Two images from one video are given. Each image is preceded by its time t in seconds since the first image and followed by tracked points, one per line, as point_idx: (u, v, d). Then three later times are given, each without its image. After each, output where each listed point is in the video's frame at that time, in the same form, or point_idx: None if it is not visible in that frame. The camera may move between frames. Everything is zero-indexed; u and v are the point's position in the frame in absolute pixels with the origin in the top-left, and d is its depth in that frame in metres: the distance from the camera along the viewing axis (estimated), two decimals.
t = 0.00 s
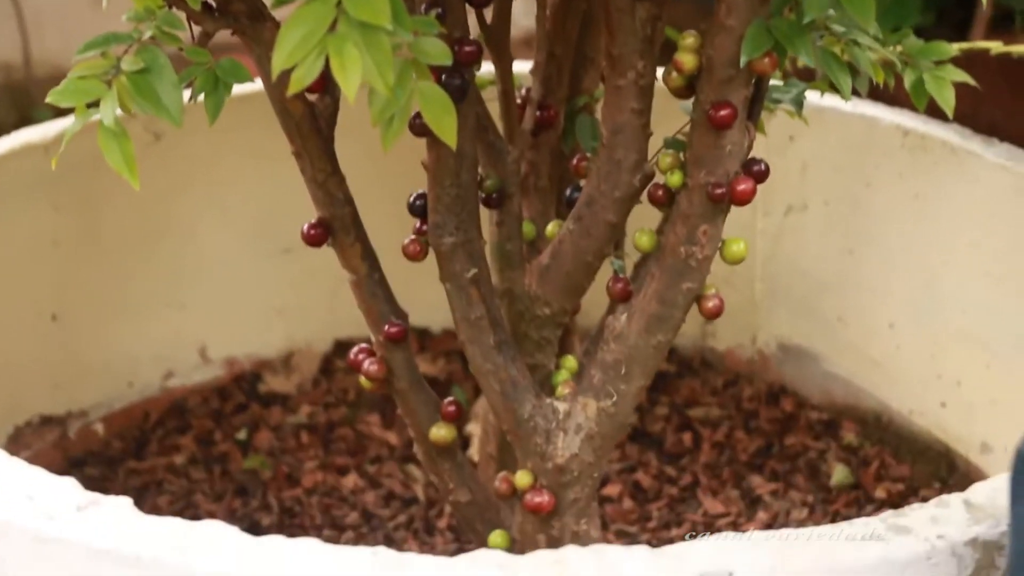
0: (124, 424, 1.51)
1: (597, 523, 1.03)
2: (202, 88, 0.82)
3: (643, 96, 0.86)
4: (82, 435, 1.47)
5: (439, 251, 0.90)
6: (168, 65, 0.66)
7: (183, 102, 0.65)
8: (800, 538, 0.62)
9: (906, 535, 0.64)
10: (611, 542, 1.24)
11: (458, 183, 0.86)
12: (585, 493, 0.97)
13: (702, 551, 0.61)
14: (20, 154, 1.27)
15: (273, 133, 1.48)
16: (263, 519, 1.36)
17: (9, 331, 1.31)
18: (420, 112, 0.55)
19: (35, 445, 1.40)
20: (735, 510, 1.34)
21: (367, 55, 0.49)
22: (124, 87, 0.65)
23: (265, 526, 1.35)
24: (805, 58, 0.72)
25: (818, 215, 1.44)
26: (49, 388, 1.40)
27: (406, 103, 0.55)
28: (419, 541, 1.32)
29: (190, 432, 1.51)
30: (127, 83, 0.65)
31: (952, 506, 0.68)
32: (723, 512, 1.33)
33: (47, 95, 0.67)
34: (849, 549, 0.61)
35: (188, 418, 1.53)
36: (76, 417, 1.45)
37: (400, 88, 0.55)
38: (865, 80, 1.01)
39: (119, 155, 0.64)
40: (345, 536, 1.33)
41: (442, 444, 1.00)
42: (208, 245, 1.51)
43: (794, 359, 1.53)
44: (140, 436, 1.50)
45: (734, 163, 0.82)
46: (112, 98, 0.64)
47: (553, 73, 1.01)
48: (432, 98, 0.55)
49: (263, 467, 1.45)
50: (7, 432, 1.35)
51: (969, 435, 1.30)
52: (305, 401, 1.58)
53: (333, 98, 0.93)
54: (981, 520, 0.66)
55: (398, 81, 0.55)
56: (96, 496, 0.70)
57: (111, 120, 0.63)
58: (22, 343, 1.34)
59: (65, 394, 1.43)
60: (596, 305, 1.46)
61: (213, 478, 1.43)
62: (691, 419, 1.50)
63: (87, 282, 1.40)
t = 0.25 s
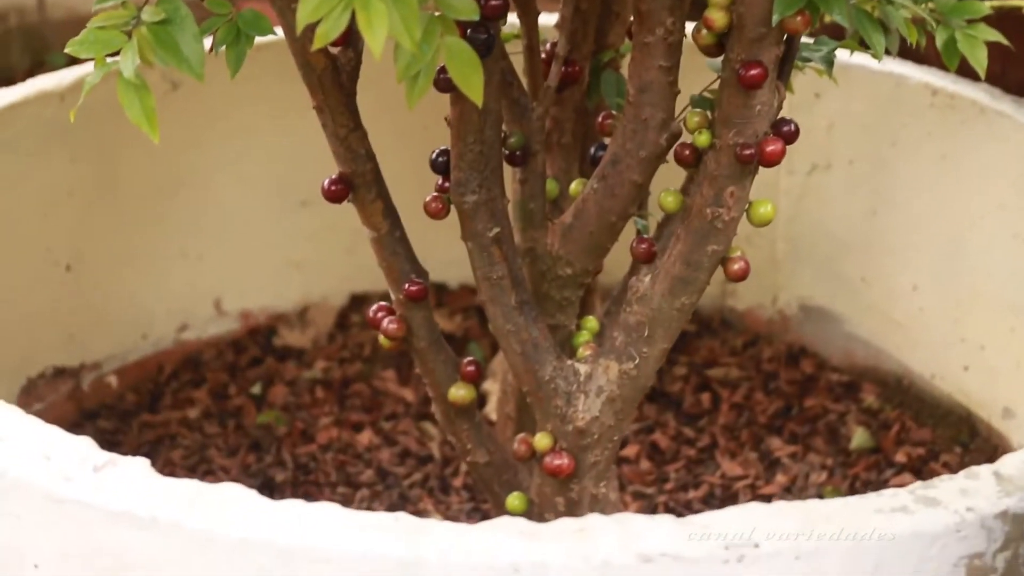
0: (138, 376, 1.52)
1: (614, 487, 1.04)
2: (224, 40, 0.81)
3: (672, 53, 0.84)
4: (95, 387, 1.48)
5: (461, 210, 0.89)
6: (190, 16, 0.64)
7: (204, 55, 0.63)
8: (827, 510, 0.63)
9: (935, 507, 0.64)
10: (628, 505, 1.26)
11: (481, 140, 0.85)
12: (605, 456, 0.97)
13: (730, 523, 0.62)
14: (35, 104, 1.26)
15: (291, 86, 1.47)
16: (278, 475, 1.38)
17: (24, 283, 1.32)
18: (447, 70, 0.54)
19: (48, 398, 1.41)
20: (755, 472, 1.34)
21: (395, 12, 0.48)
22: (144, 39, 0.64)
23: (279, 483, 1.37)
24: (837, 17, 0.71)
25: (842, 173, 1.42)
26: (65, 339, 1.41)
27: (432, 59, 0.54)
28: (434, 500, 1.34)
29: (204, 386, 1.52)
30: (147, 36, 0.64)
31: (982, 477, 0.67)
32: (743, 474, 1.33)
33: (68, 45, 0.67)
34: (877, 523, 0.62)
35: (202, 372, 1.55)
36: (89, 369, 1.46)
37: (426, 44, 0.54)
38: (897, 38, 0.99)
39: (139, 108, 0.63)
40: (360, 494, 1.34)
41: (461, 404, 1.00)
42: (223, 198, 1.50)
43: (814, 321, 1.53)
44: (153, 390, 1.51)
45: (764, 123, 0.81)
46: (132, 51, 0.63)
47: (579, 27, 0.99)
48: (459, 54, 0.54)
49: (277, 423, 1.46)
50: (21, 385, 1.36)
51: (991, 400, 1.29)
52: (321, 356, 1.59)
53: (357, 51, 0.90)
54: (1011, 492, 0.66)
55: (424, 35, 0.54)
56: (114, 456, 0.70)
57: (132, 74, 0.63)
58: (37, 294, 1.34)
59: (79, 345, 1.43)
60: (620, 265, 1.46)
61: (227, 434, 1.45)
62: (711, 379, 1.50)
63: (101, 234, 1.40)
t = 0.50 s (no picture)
0: (127, 366, 1.51)
1: (604, 479, 1.04)
2: (214, 28, 0.80)
3: (663, 41, 0.83)
4: (84, 378, 1.47)
5: (452, 200, 0.89)
6: (179, 4, 0.63)
7: (194, 44, 0.63)
8: (819, 502, 0.62)
9: (928, 498, 0.63)
10: (618, 497, 1.26)
11: (472, 129, 0.85)
12: (596, 447, 0.96)
13: (720, 515, 0.61)
14: (21, 92, 1.25)
15: (279, 74, 1.45)
16: (268, 467, 1.37)
17: (11, 274, 1.31)
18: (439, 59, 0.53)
19: (36, 390, 1.39)
20: (746, 463, 1.34)
21: None
22: (133, 27, 0.63)
23: (269, 475, 1.36)
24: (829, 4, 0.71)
25: (833, 162, 1.42)
26: (53, 330, 1.40)
27: (423, 48, 0.53)
28: (424, 491, 1.33)
29: (193, 377, 1.51)
30: (136, 23, 0.62)
31: (974, 467, 0.67)
32: (733, 465, 1.33)
33: (55, 33, 0.66)
34: (868, 516, 0.61)
35: (192, 362, 1.54)
36: (78, 360, 1.45)
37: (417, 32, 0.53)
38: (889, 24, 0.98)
39: (129, 96, 0.63)
40: (350, 486, 1.34)
41: (451, 395, 0.99)
42: (212, 187, 1.49)
43: (805, 310, 1.53)
44: (142, 380, 1.50)
45: (757, 111, 0.80)
46: (122, 39, 0.62)
47: (571, 15, 0.98)
48: (451, 43, 0.53)
49: (266, 415, 1.46)
50: (8, 376, 1.35)
51: (983, 389, 1.29)
52: (311, 347, 1.58)
53: (348, 39, 0.89)
54: (1003, 483, 0.65)
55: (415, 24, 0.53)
56: (104, 449, 0.69)
57: (122, 62, 0.62)
58: (25, 285, 1.33)
59: (67, 337, 1.42)
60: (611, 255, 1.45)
61: (216, 425, 1.44)
62: (701, 369, 1.50)
63: (89, 224, 1.39)
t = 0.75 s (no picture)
0: (115, 377, 1.50)
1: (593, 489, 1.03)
2: (204, 37, 0.80)
3: (650, 51, 0.83)
4: (72, 389, 1.46)
5: (440, 210, 0.89)
6: (169, 14, 0.63)
7: (183, 54, 0.63)
8: (805, 510, 0.62)
9: (913, 506, 0.63)
10: (607, 507, 1.26)
11: (460, 139, 0.85)
12: (584, 457, 0.96)
13: (708, 523, 0.61)
14: (10, 103, 1.25)
15: (267, 86, 1.46)
16: (256, 478, 1.37)
17: None
18: (427, 69, 0.53)
19: (24, 401, 1.39)
20: (733, 473, 1.34)
21: (374, 10, 0.47)
22: (122, 37, 0.63)
23: (258, 486, 1.35)
24: (815, 14, 0.71)
25: (819, 173, 1.43)
26: (42, 341, 1.39)
27: (412, 58, 0.53)
28: (412, 502, 1.33)
29: (182, 388, 1.51)
30: (125, 33, 0.62)
31: (959, 475, 0.67)
32: (720, 475, 1.33)
33: (45, 43, 0.66)
34: (855, 522, 0.61)
35: (180, 373, 1.53)
36: (66, 371, 1.44)
37: (406, 42, 0.53)
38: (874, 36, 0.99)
39: (118, 107, 0.63)
40: (338, 496, 1.34)
41: (439, 405, 0.99)
42: (201, 198, 1.49)
43: (792, 320, 1.53)
44: (131, 391, 1.50)
45: (743, 121, 0.81)
46: (111, 50, 0.61)
47: (558, 26, 0.99)
48: (439, 54, 0.53)
49: (255, 426, 1.45)
50: None
51: (968, 399, 1.29)
52: (299, 358, 1.58)
53: (336, 50, 0.89)
54: (989, 491, 0.65)
55: (403, 35, 0.53)
56: (93, 458, 0.69)
57: (111, 72, 0.62)
58: (13, 296, 1.32)
59: (55, 348, 1.42)
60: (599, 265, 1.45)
61: (205, 436, 1.43)
62: (688, 380, 1.50)
63: (77, 235, 1.38)
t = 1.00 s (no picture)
0: (106, 397, 1.50)
1: (584, 506, 1.03)
2: (196, 57, 0.80)
3: (640, 70, 0.84)
4: (63, 408, 1.45)
5: (431, 228, 0.89)
6: (161, 33, 0.63)
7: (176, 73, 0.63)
8: (796, 524, 0.62)
9: (902, 521, 0.64)
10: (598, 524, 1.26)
11: (452, 157, 0.85)
12: (575, 474, 0.96)
13: (699, 538, 0.61)
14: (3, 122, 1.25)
15: (259, 105, 1.46)
16: (247, 496, 1.36)
17: None
18: (419, 87, 0.53)
19: (15, 420, 1.39)
20: (724, 490, 1.34)
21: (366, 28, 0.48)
22: (114, 56, 0.63)
23: (249, 504, 1.35)
24: (806, 34, 0.71)
25: (808, 192, 1.44)
26: (33, 361, 1.39)
27: (403, 76, 0.53)
28: (404, 520, 1.32)
29: (173, 407, 1.50)
30: (117, 52, 0.63)
31: (948, 491, 0.68)
32: (711, 493, 1.33)
33: (39, 62, 0.66)
34: (846, 536, 0.62)
35: (171, 393, 1.53)
36: (57, 390, 1.44)
37: (398, 60, 0.53)
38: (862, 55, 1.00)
39: (111, 125, 0.63)
40: (330, 515, 1.33)
41: (431, 423, 0.99)
42: (193, 216, 1.49)
43: (781, 339, 1.54)
44: (122, 411, 1.49)
45: (732, 140, 0.81)
46: (103, 68, 0.62)
47: (548, 46, 1.00)
48: (431, 72, 0.53)
49: (246, 444, 1.45)
50: None
51: (957, 416, 1.30)
52: (290, 377, 1.58)
53: (328, 69, 0.90)
54: (977, 506, 0.66)
55: (394, 53, 0.53)
56: (86, 475, 0.70)
57: (103, 91, 0.62)
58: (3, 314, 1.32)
59: (47, 367, 1.41)
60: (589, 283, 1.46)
61: (197, 455, 1.43)
62: (678, 398, 1.50)
63: (69, 254, 1.38)
